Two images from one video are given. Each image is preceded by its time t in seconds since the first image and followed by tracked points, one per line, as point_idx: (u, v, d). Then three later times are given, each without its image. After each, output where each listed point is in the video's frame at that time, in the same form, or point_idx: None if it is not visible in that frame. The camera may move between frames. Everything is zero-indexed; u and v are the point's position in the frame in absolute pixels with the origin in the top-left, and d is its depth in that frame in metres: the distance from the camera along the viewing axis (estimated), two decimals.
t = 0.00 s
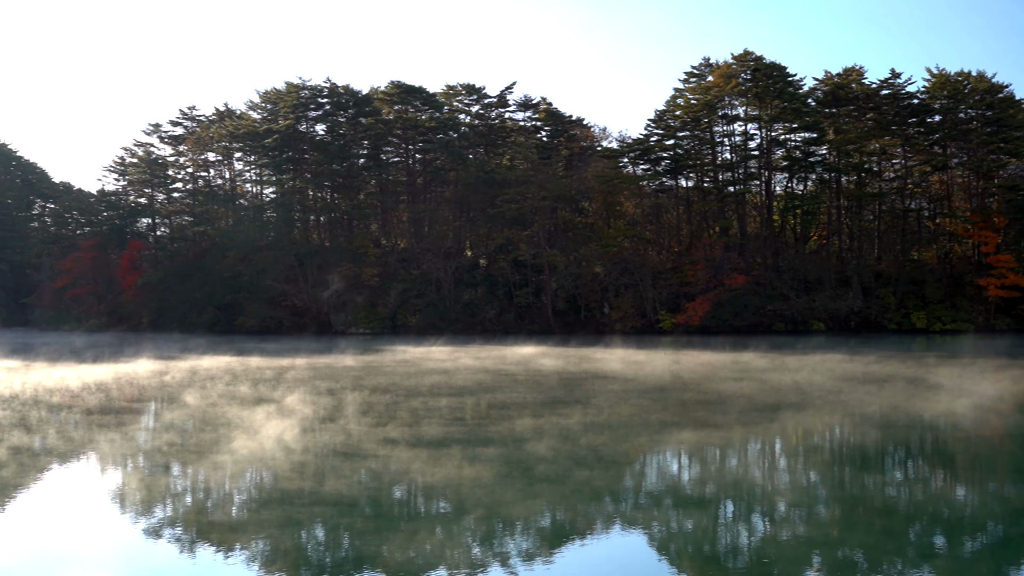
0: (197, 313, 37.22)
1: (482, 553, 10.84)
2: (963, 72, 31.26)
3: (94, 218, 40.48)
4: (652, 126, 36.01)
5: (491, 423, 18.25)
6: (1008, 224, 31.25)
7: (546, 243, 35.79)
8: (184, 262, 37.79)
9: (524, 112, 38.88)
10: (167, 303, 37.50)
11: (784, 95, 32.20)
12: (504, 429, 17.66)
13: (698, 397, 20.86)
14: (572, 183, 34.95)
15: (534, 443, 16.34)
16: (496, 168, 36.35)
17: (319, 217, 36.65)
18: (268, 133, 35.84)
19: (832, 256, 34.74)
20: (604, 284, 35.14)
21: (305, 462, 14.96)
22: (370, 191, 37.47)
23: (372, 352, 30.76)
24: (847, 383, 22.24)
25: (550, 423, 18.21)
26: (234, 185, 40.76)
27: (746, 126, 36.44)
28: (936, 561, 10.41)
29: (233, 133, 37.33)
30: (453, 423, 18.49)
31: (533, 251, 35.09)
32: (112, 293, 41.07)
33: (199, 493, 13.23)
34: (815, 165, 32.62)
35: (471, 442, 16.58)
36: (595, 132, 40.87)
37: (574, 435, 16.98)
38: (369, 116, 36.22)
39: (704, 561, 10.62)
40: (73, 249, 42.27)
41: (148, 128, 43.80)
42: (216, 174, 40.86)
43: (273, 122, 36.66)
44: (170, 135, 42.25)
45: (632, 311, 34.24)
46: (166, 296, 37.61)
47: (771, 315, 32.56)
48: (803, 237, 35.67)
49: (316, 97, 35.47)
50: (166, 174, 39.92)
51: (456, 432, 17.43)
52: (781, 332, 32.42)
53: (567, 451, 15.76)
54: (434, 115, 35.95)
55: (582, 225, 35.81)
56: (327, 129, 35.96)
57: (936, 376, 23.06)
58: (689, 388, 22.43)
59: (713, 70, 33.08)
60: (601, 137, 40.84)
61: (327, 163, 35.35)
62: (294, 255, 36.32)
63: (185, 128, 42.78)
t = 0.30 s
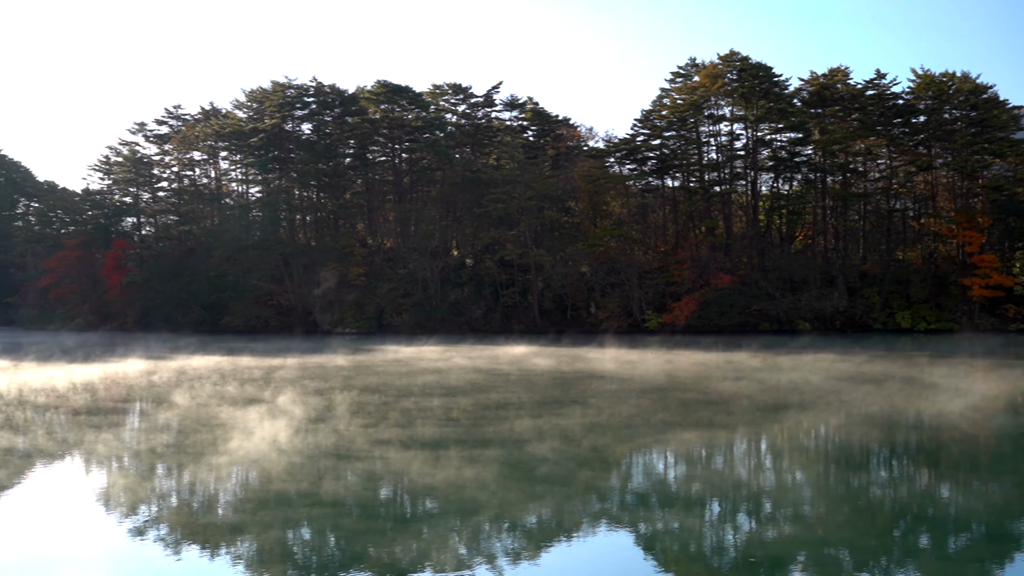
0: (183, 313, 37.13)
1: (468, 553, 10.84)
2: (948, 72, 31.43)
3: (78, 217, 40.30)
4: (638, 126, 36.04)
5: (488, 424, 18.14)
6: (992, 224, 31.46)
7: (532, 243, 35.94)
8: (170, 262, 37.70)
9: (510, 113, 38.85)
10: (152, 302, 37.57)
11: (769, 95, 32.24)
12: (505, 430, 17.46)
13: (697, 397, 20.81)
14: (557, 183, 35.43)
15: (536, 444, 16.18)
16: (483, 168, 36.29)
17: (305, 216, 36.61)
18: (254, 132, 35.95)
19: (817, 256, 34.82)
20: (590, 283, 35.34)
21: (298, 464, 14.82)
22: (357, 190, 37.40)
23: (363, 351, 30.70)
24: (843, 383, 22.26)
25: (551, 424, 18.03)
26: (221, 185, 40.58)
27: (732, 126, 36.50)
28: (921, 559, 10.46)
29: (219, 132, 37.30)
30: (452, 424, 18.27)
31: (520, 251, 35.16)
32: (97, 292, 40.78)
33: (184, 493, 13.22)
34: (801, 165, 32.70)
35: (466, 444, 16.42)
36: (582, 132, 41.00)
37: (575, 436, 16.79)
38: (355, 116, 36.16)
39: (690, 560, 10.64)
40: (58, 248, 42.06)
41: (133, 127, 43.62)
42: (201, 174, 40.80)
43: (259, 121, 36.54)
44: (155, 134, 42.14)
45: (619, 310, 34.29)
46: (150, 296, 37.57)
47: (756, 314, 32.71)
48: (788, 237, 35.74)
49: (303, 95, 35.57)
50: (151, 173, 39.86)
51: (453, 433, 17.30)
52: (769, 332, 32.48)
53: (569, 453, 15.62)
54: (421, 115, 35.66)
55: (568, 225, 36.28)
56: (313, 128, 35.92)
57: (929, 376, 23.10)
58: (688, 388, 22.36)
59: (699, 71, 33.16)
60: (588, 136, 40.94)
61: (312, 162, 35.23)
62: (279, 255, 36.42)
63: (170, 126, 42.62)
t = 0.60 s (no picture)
0: (169, 312, 36.93)
1: (454, 552, 10.82)
2: (933, 72, 31.56)
3: (63, 216, 40.16)
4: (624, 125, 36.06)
5: (486, 424, 18.03)
6: (976, 223, 31.70)
7: (518, 242, 35.85)
8: (156, 262, 37.58)
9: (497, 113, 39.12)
10: (138, 301, 37.20)
11: (755, 95, 32.34)
12: (504, 431, 17.27)
13: (696, 397, 20.75)
14: (543, 182, 35.38)
15: (538, 446, 15.99)
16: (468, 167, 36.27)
17: (291, 216, 37.13)
18: (240, 130, 35.78)
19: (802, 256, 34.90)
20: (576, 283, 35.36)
21: (290, 465, 14.71)
22: (342, 189, 37.33)
23: (354, 351, 30.62)
24: (841, 383, 22.22)
25: (550, 425, 17.86)
26: (206, 183, 40.37)
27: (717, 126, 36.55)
28: (906, 558, 10.49)
29: (205, 131, 37.21)
30: (448, 425, 18.12)
31: (506, 250, 35.20)
32: (81, 292, 40.65)
33: (168, 493, 13.20)
34: (786, 165, 32.78)
35: (464, 445, 16.23)
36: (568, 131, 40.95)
37: (577, 438, 16.58)
38: (341, 115, 35.96)
39: (675, 559, 10.65)
40: (42, 247, 41.52)
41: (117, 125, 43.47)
42: (187, 172, 40.48)
43: (245, 120, 36.41)
44: (140, 133, 41.95)
45: (605, 310, 34.28)
46: (136, 295, 37.18)
47: (743, 314, 32.68)
48: (773, 237, 35.81)
49: (288, 94, 35.47)
50: (135, 172, 39.62)
51: (449, 434, 17.15)
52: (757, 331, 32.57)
53: (569, 453, 15.47)
54: (407, 114, 35.95)
55: (554, 225, 36.26)
56: (299, 127, 35.74)
57: (922, 375, 23.16)
58: (686, 388, 22.27)
59: (685, 70, 33.24)
60: (574, 135, 40.91)
61: (298, 161, 35.25)
62: (265, 254, 36.77)
63: (156, 125, 42.47)
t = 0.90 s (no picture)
0: (153, 311, 36.99)
1: (439, 553, 10.80)
2: (917, 73, 31.70)
3: (46, 215, 39.86)
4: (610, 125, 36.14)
5: (483, 425, 17.94)
6: (960, 224, 31.82)
7: (504, 241, 35.94)
8: (138, 261, 37.56)
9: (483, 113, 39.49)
10: (121, 301, 37.20)
11: (740, 95, 32.48)
12: (502, 433, 17.12)
13: (697, 398, 20.73)
14: (529, 182, 35.43)
15: (539, 447, 15.86)
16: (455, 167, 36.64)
17: (276, 216, 37.15)
18: (224, 129, 35.65)
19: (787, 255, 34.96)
20: (562, 282, 35.42)
21: (283, 466, 14.63)
22: (328, 189, 37.59)
23: (344, 351, 30.57)
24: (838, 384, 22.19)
25: (549, 426, 17.73)
26: (191, 183, 40.57)
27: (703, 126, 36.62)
28: (889, 556, 10.55)
29: (189, 130, 37.16)
30: (442, 425, 18.04)
31: (492, 250, 35.21)
32: (65, 291, 40.36)
33: (153, 493, 13.14)
34: (771, 165, 32.89)
35: (462, 447, 16.11)
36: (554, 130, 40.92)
37: (577, 438, 16.50)
38: (326, 114, 35.95)
39: (661, 559, 10.66)
40: (26, 246, 41.02)
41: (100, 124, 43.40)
42: (171, 171, 40.47)
43: (230, 119, 36.28)
44: (124, 132, 41.83)
45: (591, 309, 34.46)
46: (121, 294, 37.17)
47: (727, 313, 32.85)
48: (759, 237, 35.88)
49: (274, 93, 35.28)
50: (120, 171, 39.62)
51: (444, 435, 17.05)
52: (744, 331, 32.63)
53: (569, 453, 15.43)
54: (393, 113, 35.84)
55: (539, 224, 36.48)
56: (284, 126, 35.59)
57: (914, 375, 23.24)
58: (684, 388, 22.25)
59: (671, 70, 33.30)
60: (560, 136, 40.96)
61: (283, 160, 35.25)
62: (251, 253, 36.45)
63: (141, 124, 42.37)
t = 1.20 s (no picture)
0: (136, 311, 36.70)
1: (425, 552, 10.78)
2: (900, 74, 31.87)
3: (29, 213, 39.59)
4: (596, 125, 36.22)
5: (482, 425, 17.87)
6: (943, 224, 32.07)
7: (490, 240, 35.91)
8: (121, 260, 37.19)
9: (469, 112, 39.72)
10: (105, 299, 37.04)
11: (725, 95, 32.57)
12: (501, 434, 17.02)
13: (698, 397, 20.67)
14: (514, 181, 35.43)
15: (542, 447, 15.79)
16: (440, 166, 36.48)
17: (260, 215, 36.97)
18: (209, 128, 35.58)
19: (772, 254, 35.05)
20: (548, 282, 35.33)
21: (277, 468, 14.51)
22: (313, 188, 37.36)
23: (334, 350, 30.48)
24: (834, 383, 22.17)
25: (549, 426, 17.65)
26: (175, 182, 40.53)
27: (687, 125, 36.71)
28: (874, 555, 10.57)
29: (173, 128, 37.00)
30: (434, 426, 18.01)
31: (477, 249, 35.16)
32: (48, 290, 39.98)
33: (137, 493, 13.09)
34: (756, 165, 32.99)
35: (456, 448, 16.04)
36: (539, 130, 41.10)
37: (579, 438, 16.44)
38: (312, 113, 35.70)
39: (646, 558, 10.66)
40: (9, 245, 40.27)
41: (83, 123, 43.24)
42: (155, 170, 40.40)
43: (215, 117, 36.21)
44: (108, 130, 41.69)
45: (576, 309, 34.49)
46: (104, 292, 37.03)
47: (712, 313, 32.87)
48: (743, 236, 35.95)
49: (258, 92, 35.25)
50: (104, 169, 39.49)
51: (440, 435, 17.01)
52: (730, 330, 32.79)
53: (569, 453, 15.39)
54: (378, 113, 35.99)
55: (525, 224, 36.52)
56: (269, 125, 35.53)
57: (906, 374, 23.32)
58: (682, 388, 22.19)
59: (656, 70, 33.31)
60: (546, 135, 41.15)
61: (269, 159, 35.04)
62: (235, 252, 36.58)
63: (124, 122, 42.17)
